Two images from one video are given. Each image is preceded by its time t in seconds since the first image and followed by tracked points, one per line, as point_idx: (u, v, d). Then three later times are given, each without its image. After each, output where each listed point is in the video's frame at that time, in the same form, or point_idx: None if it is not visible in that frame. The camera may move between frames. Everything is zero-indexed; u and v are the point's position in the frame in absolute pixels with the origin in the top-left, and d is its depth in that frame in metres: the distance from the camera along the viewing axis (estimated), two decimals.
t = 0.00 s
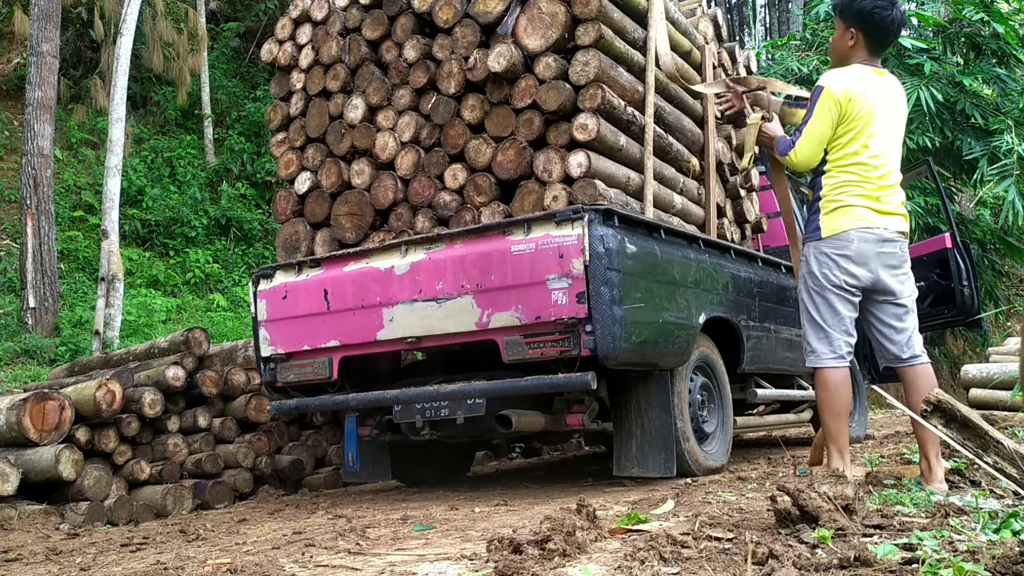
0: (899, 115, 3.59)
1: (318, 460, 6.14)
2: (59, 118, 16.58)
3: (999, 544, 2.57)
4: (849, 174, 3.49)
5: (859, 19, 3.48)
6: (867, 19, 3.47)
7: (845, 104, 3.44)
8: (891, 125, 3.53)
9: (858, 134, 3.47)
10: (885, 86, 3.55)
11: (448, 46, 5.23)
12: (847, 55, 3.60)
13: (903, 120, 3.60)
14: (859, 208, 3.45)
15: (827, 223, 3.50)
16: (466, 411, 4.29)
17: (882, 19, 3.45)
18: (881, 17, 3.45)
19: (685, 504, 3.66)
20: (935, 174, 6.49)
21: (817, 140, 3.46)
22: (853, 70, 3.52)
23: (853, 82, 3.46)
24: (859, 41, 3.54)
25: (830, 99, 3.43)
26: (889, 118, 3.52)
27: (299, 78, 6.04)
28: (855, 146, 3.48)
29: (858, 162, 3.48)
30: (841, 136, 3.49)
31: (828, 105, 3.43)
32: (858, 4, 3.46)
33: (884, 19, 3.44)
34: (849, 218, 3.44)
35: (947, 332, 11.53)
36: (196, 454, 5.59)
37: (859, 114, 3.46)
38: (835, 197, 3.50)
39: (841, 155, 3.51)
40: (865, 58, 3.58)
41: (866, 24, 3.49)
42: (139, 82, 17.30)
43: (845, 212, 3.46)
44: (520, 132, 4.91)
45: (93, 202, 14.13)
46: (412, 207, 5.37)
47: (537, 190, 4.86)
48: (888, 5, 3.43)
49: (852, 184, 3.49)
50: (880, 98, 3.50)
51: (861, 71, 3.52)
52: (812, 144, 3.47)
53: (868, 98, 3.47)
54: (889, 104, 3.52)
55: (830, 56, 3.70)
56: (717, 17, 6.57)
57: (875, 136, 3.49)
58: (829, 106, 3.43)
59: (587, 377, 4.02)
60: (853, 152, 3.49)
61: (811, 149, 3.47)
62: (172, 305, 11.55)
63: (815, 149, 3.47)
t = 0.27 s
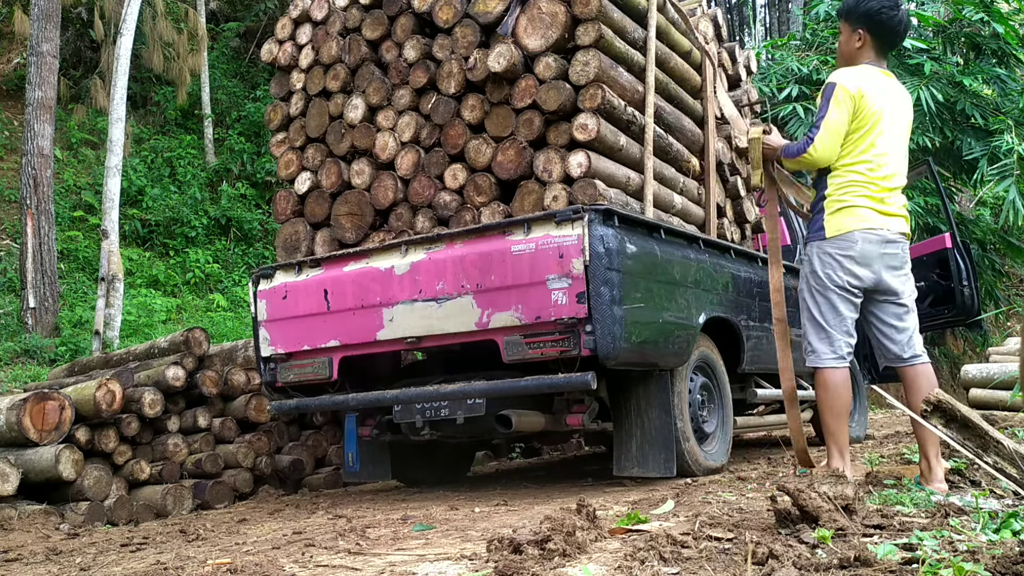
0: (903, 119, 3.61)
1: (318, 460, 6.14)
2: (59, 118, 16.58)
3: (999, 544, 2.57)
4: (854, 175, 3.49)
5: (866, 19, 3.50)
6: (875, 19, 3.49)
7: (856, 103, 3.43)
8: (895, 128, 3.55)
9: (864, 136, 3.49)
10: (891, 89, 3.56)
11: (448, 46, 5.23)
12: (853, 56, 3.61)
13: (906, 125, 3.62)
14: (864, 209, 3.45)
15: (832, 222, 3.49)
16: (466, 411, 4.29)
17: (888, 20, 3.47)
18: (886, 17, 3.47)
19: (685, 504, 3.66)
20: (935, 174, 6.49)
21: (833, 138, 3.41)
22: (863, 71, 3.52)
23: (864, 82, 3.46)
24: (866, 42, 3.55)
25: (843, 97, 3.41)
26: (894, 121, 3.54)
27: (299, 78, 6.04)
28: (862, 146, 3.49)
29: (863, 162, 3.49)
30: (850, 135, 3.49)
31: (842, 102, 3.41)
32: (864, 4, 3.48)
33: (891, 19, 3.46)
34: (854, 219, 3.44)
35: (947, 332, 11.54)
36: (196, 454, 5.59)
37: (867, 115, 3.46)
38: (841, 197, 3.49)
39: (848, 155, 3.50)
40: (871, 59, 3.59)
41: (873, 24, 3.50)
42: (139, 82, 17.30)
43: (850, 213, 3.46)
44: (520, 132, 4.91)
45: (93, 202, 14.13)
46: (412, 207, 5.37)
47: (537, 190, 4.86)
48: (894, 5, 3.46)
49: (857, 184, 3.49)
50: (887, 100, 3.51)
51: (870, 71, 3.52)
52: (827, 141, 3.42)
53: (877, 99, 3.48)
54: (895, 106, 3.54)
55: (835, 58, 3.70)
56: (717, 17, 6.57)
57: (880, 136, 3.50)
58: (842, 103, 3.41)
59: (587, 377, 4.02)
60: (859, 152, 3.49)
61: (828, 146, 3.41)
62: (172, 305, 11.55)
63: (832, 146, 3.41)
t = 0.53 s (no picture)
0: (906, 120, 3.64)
1: (318, 460, 6.14)
2: (59, 118, 16.57)
3: (999, 544, 2.57)
4: (864, 173, 3.49)
5: (870, 22, 3.51)
6: (879, 21, 3.50)
7: (862, 100, 3.45)
8: (900, 127, 3.57)
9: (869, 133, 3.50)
10: (893, 89, 3.60)
11: (448, 46, 5.23)
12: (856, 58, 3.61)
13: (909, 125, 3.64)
14: (874, 207, 3.45)
15: (845, 221, 3.47)
16: (466, 411, 4.29)
17: (892, 22, 3.49)
18: (890, 20, 3.49)
19: (685, 504, 3.66)
20: (935, 174, 6.49)
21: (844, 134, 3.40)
22: (868, 69, 3.54)
23: (869, 80, 3.48)
24: (870, 44, 3.56)
25: (851, 93, 3.42)
26: (898, 120, 3.56)
27: (299, 78, 6.04)
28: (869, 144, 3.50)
29: (871, 160, 3.49)
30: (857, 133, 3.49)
31: (851, 98, 3.41)
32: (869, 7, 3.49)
33: (894, 21, 3.48)
34: (866, 217, 3.43)
35: (947, 332, 11.55)
36: (196, 454, 5.59)
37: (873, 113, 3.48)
38: (851, 195, 3.49)
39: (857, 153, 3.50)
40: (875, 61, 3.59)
41: (876, 26, 3.51)
42: (139, 82, 17.29)
43: (862, 212, 3.45)
44: (520, 132, 4.91)
45: (93, 202, 14.13)
46: (412, 207, 5.37)
47: (537, 190, 4.86)
48: (897, 9, 3.48)
49: (867, 182, 3.48)
50: (891, 99, 3.54)
51: (874, 70, 3.54)
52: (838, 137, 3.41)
53: (882, 97, 3.50)
54: (899, 105, 3.56)
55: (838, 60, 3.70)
56: (717, 17, 6.57)
57: (887, 136, 3.52)
58: (851, 100, 3.41)
59: (587, 377, 4.02)
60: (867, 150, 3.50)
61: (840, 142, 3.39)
62: (172, 305, 11.55)
63: (844, 142, 3.40)
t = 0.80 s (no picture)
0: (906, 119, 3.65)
1: (318, 460, 6.14)
2: (59, 118, 16.57)
3: (999, 544, 2.57)
4: (867, 171, 3.49)
5: (866, 22, 3.52)
6: (874, 20, 3.52)
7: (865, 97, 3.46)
8: (901, 126, 3.59)
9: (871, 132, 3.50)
10: (893, 88, 3.62)
11: (448, 46, 5.23)
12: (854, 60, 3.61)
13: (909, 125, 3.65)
14: (878, 205, 3.45)
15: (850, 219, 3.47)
16: (466, 411, 4.29)
17: (888, 21, 3.50)
18: (884, 20, 3.51)
19: (685, 504, 3.66)
20: (935, 174, 6.49)
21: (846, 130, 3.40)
22: (869, 67, 3.55)
23: (870, 78, 3.49)
24: (868, 44, 3.56)
25: (854, 90, 3.42)
26: (899, 119, 3.58)
27: (298, 78, 6.04)
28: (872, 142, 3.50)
29: (874, 160, 3.49)
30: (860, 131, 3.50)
31: (854, 95, 3.42)
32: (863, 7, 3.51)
33: (890, 19, 3.49)
34: (871, 216, 3.43)
35: (946, 332, 11.56)
36: (196, 454, 5.59)
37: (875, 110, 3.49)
38: (855, 194, 3.48)
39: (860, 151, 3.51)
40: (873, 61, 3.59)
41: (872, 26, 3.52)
42: (139, 82, 17.30)
43: (866, 210, 3.45)
44: (520, 132, 4.91)
45: (93, 202, 14.13)
46: (412, 207, 5.36)
47: (538, 190, 4.86)
48: (891, 7, 3.51)
49: (870, 180, 3.48)
50: (892, 98, 3.56)
51: (875, 68, 3.56)
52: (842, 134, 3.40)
53: (883, 95, 3.51)
54: (899, 105, 3.58)
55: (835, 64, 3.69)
56: (717, 17, 6.57)
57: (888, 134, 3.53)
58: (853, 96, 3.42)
59: (587, 377, 4.02)
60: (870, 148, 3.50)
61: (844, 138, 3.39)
62: (172, 305, 11.55)
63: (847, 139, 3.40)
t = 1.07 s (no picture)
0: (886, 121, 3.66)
1: (318, 460, 6.14)
2: (59, 118, 16.58)
3: (999, 544, 2.57)
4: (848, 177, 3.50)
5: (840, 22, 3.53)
6: (849, 19, 3.53)
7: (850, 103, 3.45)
8: (881, 130, 3.60)
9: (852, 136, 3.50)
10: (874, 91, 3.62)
11: (448, 46, 5.23)
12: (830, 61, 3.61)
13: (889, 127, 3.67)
14: (860, 211, 3.45)
15: (833, 226, 3.46)
16: (466, 411, 4.29)
17: (860, 19, 3.52)
18: (856, 19, 3.53)
19: (685, 504, 3.66)
20: (935, 174, 6.49)
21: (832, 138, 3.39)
22: (853, 70, 3.54)
23: (853, 81, 3.49)
24: (844, 43, 3.57)
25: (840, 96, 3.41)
26: (879, 123, 3.59)
27: (299, 78, 6.04)
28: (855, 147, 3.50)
29: (855, 165, 3.50)
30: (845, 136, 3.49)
31: (841, 101, 3.41)
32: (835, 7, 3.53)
33: (863, 15, 3.52)
34: (853, 223, 3.43)
35: (946, 332, 11.57)
36: (196, 454, 5.59)
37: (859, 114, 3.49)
38: (838, 200, 3.48)
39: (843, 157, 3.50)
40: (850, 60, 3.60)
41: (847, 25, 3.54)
42: (139, 82, 17.30)
43: (849, 217, 3.45)
44: (520, 132, 4.91)
45: (92, 202, 14.13)
46: (412, 207, 5.36)
47: (537, 190, 4.86)
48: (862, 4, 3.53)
49: (853, 186, 3.48)
50: (873, 102, 3.56)
51: (858, 71, 3.56)
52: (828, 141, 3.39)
53: (867, 100, 3.51)
54: (878, 108, 3.59)
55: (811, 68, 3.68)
56: (717, 17, 6.57)
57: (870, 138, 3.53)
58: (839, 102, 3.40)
59: (587, 377, 4.02)
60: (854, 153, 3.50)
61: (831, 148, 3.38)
62: (172, 305, 11.55)
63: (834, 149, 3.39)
